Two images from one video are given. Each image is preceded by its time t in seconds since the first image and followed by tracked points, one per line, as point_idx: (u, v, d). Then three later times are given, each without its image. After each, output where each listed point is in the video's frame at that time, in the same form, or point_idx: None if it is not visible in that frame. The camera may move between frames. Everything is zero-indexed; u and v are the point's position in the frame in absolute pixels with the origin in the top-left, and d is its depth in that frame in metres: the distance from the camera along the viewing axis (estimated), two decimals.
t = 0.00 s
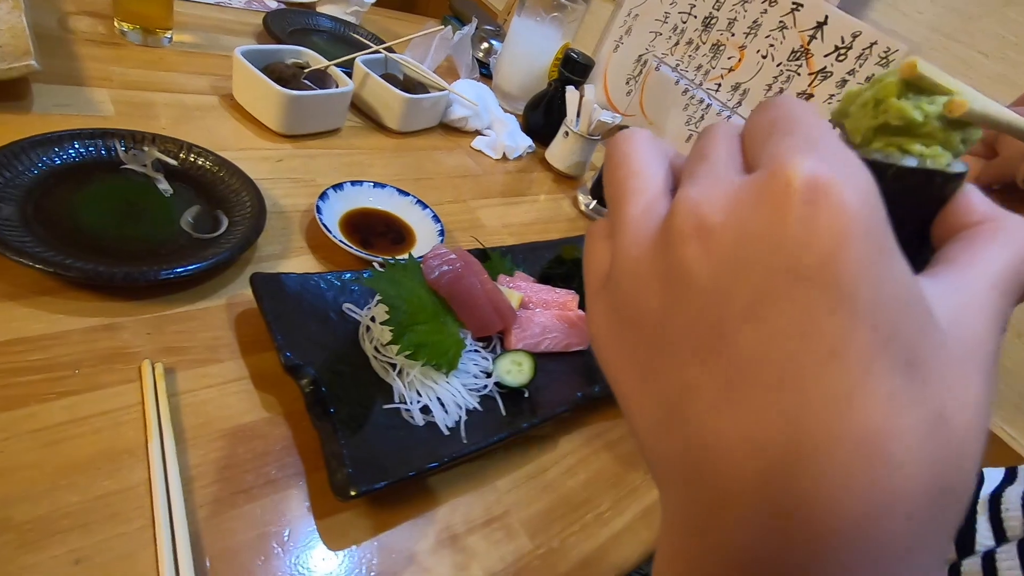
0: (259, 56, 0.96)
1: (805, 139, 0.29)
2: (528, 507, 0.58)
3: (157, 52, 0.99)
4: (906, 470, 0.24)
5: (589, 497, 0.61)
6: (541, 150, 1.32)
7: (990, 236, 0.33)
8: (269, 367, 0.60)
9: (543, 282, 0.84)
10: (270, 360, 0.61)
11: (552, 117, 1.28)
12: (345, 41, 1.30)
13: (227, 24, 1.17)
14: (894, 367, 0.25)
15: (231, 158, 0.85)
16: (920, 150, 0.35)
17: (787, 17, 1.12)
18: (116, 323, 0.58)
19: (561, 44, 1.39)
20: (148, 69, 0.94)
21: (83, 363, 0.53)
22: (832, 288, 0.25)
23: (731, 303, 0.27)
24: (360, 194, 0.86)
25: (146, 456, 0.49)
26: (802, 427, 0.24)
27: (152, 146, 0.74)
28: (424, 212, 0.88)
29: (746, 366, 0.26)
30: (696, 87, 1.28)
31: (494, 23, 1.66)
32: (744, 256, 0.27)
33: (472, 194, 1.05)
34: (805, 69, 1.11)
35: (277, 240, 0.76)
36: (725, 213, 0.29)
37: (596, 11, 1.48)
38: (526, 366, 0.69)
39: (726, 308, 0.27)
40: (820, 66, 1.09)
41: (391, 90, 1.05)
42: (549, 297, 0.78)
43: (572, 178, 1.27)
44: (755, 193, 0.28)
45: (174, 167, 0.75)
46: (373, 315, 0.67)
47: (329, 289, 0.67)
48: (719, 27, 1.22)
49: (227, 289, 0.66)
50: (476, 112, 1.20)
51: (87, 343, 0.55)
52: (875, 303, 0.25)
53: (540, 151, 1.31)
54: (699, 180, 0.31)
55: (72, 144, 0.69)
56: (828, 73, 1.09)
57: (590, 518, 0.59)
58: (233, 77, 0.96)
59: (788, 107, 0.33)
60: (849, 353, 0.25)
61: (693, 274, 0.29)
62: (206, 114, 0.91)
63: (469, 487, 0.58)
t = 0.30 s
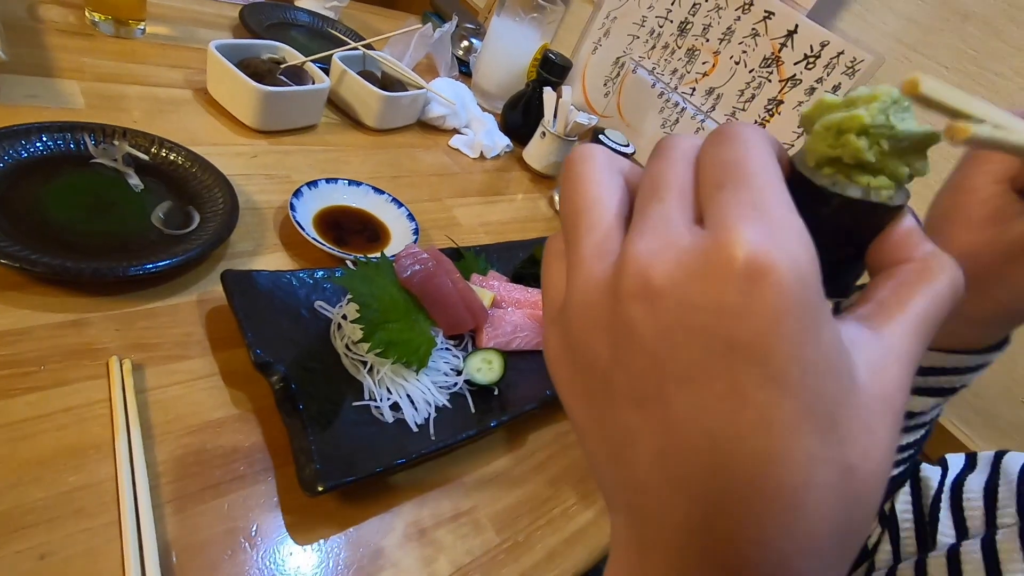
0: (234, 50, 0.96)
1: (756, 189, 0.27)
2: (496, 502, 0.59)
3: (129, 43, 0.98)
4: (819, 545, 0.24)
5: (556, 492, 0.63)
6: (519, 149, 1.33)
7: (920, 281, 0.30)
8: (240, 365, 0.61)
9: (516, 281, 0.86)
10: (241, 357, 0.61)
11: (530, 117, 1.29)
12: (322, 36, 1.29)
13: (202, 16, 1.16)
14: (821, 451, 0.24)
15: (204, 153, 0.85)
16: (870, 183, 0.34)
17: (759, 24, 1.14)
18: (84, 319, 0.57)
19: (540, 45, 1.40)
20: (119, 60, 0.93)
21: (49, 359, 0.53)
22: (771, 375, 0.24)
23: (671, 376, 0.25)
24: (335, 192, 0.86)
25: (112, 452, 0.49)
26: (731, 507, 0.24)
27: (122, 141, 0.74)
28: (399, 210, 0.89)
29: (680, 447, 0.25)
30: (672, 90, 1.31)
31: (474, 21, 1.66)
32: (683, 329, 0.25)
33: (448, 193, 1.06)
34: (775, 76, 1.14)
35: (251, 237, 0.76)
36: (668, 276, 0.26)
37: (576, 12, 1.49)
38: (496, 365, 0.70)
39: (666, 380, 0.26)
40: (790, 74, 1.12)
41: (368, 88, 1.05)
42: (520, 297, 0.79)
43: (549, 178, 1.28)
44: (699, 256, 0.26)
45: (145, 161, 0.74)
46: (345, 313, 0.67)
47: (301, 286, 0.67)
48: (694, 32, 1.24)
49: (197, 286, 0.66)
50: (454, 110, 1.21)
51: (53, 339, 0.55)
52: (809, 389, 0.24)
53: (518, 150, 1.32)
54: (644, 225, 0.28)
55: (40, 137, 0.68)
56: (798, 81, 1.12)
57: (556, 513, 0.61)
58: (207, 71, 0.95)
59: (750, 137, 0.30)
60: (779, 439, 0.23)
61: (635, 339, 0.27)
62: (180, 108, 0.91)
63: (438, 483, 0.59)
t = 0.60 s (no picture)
0: (220, 44, 0.95)
1: (783, 171, 0.22)
2: (480, 503, 0.59)
3: (111, 34, 0.96)
4: (803, 564, 0.23)
5: (540, 492, 0.63)
6: (508, 149, 1.33)
7: (885, 277, 0.30)
8: (222, 363, 0.60)
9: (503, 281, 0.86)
10: (224, 355, 0.61)
11: (519, 117, 1.29)
12: (310, 31, 1.27)
13: (188, 8, 1.14)
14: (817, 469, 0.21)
15: (188, 148, 0.84)
16: (863, 176, 0.34)
17: (747, 29, 1.15)
18: (62, 315, 0.56)
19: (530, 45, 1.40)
20: (100, 51, 0.91)
21: (24, 357, 0.52)
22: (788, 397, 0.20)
23: (672, 382, 0.21)
24: (321, 189, 0.85)
25: (90, 451, 0.48)
26: (719, 543, 0.22)
27: (104, 134, 0.72)
28: (386, 209, 0.88)
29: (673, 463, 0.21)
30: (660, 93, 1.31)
31: (464, 19, 1.66)
32: (693, 333, 0.21)
33: (436, 192, 1.06)
34: (762, 80, 1.15)
35: (235, 233, 0.75)
36: (676, 269, 0.21)
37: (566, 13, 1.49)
38: (481, 365, 0.70)
39: (669, 398, 0.21)
40: (777, 79, 1.13)
41: (357, 85, 1.05)
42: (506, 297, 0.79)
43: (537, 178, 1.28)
44: (712, 248, 0.21)
45: (127, 156, 0.73)
46: (329, 311, 0.67)
47: (285, 285, 0.67)
48: (683, 36, 1.26)
49: (179, 282, 0.65)
50: (443, 109, 1.21)
51: (29, 336, 0.54)
52: (824, 412, 0.21)
53: (506, 150, 1.32)
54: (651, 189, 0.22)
55: (18, 130, 0.67)
56: (784, 86, 1.13)
57: (540, 514, 0.61)
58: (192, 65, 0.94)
59: (761, 106, 0.25)
60: (786, 463, 0.21)
61: (631, 344, 0.22)
62: (163, 101, 0.89)
63: (422, 483, 0.59)
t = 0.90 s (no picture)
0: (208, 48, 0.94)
1: (235, 101, 0.41)
2: (466, 514, 0.60)
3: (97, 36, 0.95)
4: (298, 351, 0.43)
5: (526, 503, 0.63)
6: (498, 156, 1.34)
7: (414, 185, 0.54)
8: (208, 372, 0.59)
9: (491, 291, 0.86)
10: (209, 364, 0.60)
11: (509, 125, 1.30)
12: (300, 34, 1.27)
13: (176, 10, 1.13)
14: (318, 311, 0.43)
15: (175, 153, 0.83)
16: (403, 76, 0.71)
17: (735, 42, 1.15)
18: (46, 323, 0.56)
19: (521, 53, 1.41)
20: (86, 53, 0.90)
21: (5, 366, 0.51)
22: (245, 255, 0.41)
23: (163, 245, 0.42)
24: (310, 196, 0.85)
25: (71, 463, 0.48)
26: (231, 340, 0.42)
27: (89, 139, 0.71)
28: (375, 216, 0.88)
29: (175, 278, 0.43)
30: (650, 103, 1.31)
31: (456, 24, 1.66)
32: (180, 215, 0.41)
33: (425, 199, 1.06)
34: (749, 93, 1.15)
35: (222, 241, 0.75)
36: (159, 172, 0.41)
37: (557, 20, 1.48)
38: (469, 375, 0.70)
39: (156, 245, 0.42)
40: (764, 92, 1.13)
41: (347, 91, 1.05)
42: (494, 307, 0.80)
43: (528, 187, 1.28)
44: (170, 157, 0.40)
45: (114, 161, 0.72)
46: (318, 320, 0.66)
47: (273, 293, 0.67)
48: (672, 47, 1.25)
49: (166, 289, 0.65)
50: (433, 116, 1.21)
51: (10, 345, 0.53)
52: (250, 244, 0.41)
53: (496, 157, 1.32)
54: (239, 152, 0.40)
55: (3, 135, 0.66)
56: (770, 100, 1.13)
57: (526, 525, 0.61)
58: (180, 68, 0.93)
59: (257, 52, 0.43)
60: (295, 303, 0.43)
61: (160, 219, 0.41)
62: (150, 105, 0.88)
63: (407, 495, 0.59)
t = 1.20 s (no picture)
0: (243, 67, 0.96)
1: None
2: (496, 535, 0.61)
3: (135, 54, 0.97)
4: None
5: (553, 524, 0.65)
6: (516, 175, 1.36)
7: None
8: (248, 391, 0.61)
9: (516, 312, 0.87)
10: (249, 383, 0.62)
11: (528, 145, 1.32)
12: (326, 53, 1.30)
13: (208, 27, 1.16)
14: None
15: (211, 171, 0.85)
16: None
17: (753, 70, 1.17)
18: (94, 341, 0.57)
19: (540, 74, 1.43)
20: (125, 71, 0.92)
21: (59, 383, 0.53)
22: None
23: None
24: (340, 215, 0.87)
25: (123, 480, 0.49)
26: None
27: (132, 157, 0.73)
28: (403, 235, 0.90)
29: None
30: (666, 125, 1.31)
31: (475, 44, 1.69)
32: None
33: (448, 218, 1.08)
34: (765, 121, 1.17)
35: (258, 260, 0.76)
36: None
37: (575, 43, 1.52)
38: (499, 397, 0.73)
39: None
40: (780, 120, 1.16)
41: (375, 111, 1.07)
42: (521, 328, 0.79)
43: (545, 206, 1.31)
44: None
45: (156, 179, 0.74)
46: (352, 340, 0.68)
47: (311, 312, 0.68)
48: (689, 72, 1.25)
49: (206, 309, 0.66)
50: (455, 135, 1.23)
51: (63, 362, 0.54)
52: None
53: (514, 176, 1.34)
54: None
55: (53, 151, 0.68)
56: (786, 127, 1.16)
57: (554, 546, 0.62)
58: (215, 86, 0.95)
59: None
60: None
61: None
62: (186, 123, 0.90)
63: (440, 515, 0.60)
